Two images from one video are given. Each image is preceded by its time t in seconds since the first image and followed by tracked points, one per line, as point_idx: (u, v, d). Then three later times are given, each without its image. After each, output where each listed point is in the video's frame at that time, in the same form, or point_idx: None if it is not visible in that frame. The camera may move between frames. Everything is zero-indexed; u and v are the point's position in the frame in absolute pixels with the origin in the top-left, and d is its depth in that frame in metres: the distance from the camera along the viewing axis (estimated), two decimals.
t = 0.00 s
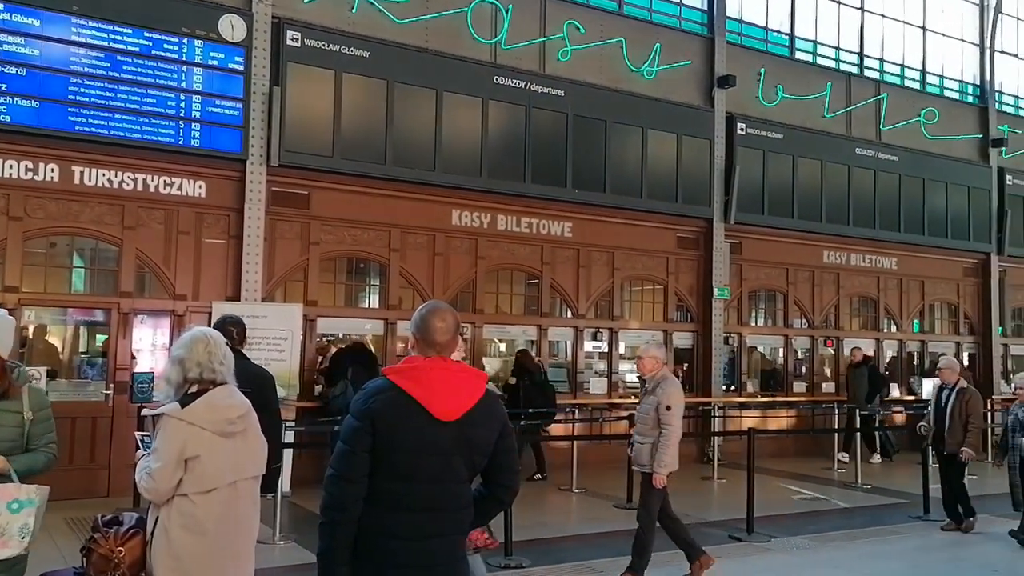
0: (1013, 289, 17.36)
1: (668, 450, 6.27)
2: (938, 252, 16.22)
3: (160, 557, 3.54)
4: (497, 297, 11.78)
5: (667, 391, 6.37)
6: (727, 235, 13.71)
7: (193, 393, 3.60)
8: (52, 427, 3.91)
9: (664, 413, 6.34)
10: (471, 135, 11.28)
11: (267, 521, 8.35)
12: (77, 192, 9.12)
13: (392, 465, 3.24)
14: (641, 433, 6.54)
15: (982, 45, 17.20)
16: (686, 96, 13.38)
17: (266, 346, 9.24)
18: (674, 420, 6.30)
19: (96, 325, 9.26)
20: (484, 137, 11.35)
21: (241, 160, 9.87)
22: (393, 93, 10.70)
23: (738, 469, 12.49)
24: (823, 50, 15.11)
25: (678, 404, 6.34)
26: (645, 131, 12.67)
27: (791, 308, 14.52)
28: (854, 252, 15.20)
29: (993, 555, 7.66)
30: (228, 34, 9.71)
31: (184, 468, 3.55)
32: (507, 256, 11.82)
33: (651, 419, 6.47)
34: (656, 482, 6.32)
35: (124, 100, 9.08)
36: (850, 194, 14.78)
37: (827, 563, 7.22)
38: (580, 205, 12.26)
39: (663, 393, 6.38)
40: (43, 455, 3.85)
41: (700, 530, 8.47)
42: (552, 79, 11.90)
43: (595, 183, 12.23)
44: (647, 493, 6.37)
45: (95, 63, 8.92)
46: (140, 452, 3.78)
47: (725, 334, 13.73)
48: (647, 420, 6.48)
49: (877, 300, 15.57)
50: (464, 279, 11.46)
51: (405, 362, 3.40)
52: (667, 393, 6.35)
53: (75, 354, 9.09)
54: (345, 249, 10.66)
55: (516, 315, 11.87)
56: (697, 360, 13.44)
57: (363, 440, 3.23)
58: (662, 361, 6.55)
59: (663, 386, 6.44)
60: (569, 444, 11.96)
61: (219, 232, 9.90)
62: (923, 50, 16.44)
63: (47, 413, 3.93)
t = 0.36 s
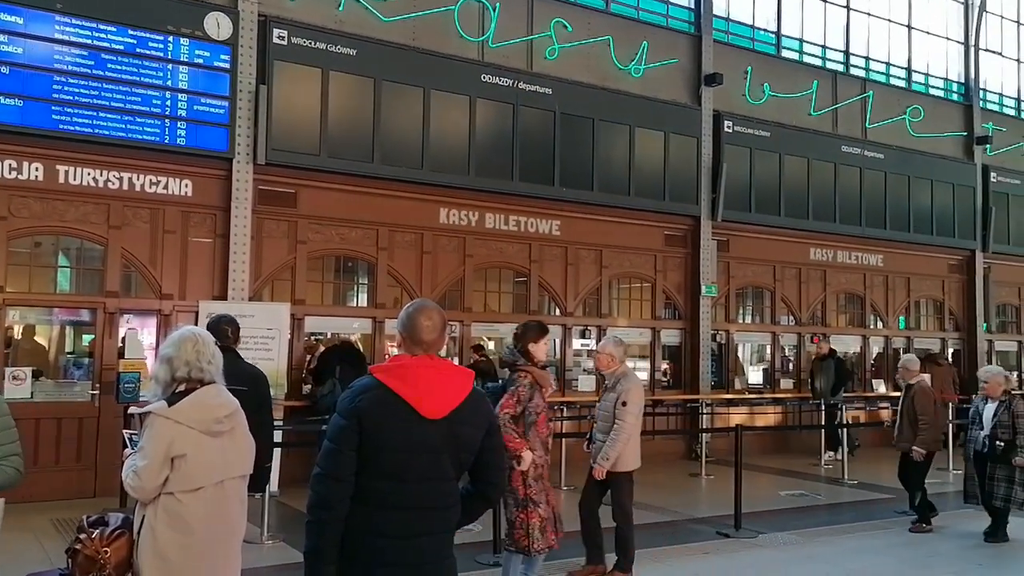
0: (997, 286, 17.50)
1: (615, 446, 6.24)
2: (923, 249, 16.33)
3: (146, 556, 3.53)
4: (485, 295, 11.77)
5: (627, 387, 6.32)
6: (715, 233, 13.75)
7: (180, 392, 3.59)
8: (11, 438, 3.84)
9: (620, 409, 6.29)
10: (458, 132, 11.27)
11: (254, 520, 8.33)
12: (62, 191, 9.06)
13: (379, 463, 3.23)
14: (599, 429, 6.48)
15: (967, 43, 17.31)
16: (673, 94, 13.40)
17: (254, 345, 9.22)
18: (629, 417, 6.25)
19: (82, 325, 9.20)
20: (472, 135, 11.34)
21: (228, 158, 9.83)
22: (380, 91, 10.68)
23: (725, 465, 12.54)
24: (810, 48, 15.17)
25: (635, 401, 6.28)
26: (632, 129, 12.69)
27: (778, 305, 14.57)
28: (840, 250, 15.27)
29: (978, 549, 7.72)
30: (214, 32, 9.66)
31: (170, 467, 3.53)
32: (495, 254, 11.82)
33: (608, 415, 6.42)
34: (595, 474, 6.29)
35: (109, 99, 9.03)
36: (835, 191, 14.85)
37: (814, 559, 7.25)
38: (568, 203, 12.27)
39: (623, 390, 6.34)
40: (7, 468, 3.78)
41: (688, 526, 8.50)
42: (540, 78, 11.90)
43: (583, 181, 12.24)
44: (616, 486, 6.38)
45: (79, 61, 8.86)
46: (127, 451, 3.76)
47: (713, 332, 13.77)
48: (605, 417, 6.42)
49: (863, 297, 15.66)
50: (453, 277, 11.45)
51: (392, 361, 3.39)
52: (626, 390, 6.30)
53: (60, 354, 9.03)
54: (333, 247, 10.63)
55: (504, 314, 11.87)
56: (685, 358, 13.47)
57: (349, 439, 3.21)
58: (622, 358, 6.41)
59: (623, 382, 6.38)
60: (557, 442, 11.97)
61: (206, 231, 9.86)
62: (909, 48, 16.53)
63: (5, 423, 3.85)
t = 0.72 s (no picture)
0: (984, 285, 17.61)
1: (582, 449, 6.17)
2: (910, 248, 16.42)
3: (132, 554, 3.50)
4: (474, 293, 11.76)
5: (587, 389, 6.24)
6: (703, 231, 13.78)
7: (169, 389, 3.57)
8: None
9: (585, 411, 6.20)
10: (448, 130, 11.26)
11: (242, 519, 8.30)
12: (48, 188, 8.99)
13: (373, 461, 3.22)
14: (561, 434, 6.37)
15: (954, 43, 17.41)
16: (662, 93, 13.43)
17: (242, 344, 9.20)
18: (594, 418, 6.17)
19: (69, 323, 9.13)
20: (461, 134, 11.33)
21: (216, 156, 9.79)
22: (369, 90, 10.65)
23: (714, 464, 12.57)
24: (798, 48, 15.22)
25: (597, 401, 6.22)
26: (621, 128, 12.70)
27: (766, 304, 14.61)
28: (829, 249, 15.33)
29: (965, 547, 7.77)
30: (202, 29, 9.61)
31: (158, 465, 3.51)
32: (485, 253, 11.81)
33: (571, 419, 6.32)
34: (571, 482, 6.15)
35: (95, 96, 8.97)
36: (823, 190, 14.92)
37: (804, 557, 7.28)
38: (557, 202, 12.28)
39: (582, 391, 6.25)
40: None
41: (678, 524, 8.52)
42: (529, 76, 11.90)
43: (572, 180, 12.24)
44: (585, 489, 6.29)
45: (65, 58, 8.80)
46: (114, 448, 3.74)
47: (701, 330, 13.80)
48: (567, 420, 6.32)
49: (851, 296, 15.73)
50: (442, 275, 11.43)
51: (387, 359, 3.38)
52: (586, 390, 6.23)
53: (47, 353, 8.96)
54: (322, 246, 10.60)
55: (494, 313, 11.86)
56: (674, 357, 13.50)
57: (343, 436, 3.20)
58: (580, 361, 6.44)
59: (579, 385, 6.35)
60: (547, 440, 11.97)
61: (194, 229, 9.81)
62: (896, 47, 16.61)
63: None
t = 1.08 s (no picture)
0: (956, 284, 17.84)
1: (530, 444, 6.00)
2: (885, 248, 16.60)
3: (102, 554, 3.47)
4: (452, 292, 11.75)
5: (530, 381, 6.11)
6: (681, 230, 13.85)
7: (140, 388, 3.54)
8: None
9: (529, 404, 6.08)
10: (426, 129, 11.23)
11: (219, 519, 8.24)
12: (20, 185, 8.88)
13: (368, 461, 3.16)
14: (503, 427, 6.19)
15: (927, 45, 17.60)
16: (640, 92, 13.48)
17: (217, 343, 9.14)
18: (540, 410, 6.07)
19: (41, 322, 9.02)
20: (439, 132, 11.32)
21: (191, 153, 9.70)
22: (347, 87, 10.61)
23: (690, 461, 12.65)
24: (774, 49, 15.33)
25: (541, 394, 6.12)
26: (599, 128, 12.73)
27: (743, 303, 14.72)
28: (805, 248, 15.46)
29: (942, 544, 7.85)
30: (177, 26, 9.54)
31: (129, 464, 3.49)
32: (463, 251, 11.80)
33: (514, 412, 6.16)
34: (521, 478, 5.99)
35: (68, 92, 8.86)
36: (800, 190, 15.04)
37: (783, 554, 7.32)
38: (535, 200, 12.29)
39: (527, 384, 6.12)
40: None
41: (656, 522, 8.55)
42: (507, 75, 11.90)
43: (551, 178, 12.26)
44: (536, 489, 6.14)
45: (37, 53, 8.68)
46: (85, 447, 3.71)
47: (678, 329, 13.87)
48: (511, 414, 6.16)
49: (826, 295, 15.89)
50: (420, 274, 11.41)
51: (383, 359, 3.32)
52: (531, 383, 6.10)
53: (19, 351, 8.85)
54: (298, 244, 10.56)
55: (472, 311, 11.87)
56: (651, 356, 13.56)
57: (339, 435, 3.14)
58: (524, 353, 6.23)
59: (524, 378, 6.16)
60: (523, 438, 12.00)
61: (169, 226, 9.73)
62: (871, 49, 16.77)
63: None
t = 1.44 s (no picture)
0: (927, 289, 18.08)
1: (489, 448, 5.98)
2: (858, 252, 16.77)
3: (69, 558, 3.43)
4: (429, 293, 11.72)
5: (487, 384, 6.09)
6: (657, 233, 13.91)
7: (108, 388, 3.50)
8: None
9: (485, 408, 6.06)
10: (403, 129, 11.21)
11: (190, 521, 8.15)
12: None
13: (342, 460, 3.14)
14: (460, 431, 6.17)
15: (900, 52, 17.81)
16: (617, 95, 13.53)
17: (190, 343, 9.08)
18: (496, 413, 6.05)
19: (11, 321, 8.90)
20: (416, 133, 11.30)
21: (166, 151, 9.61)
22: (324, 87, 10.57)
23: (665, 463, 12.71)
24: (751, 54, 15.44)
25: (498, 397, 6.10)
26: (576, 130, 12.77)
27: (717, 306, 14.81)
28: (779, 252, 15.59)
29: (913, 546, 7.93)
30: (153, 23, 9.45)
31: (97, 466, 3.45)
32: (440, 252, 11.78)
33: (472, 415, 6.14)
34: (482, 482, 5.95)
35: (39, 87, 8.74)
36: (774, 194, 15.17)
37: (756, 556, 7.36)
38: (513, 202, 12.30)
39: (483, 386, 6.10)
40: None
41: (629, 524, 8.58)
42: (485, 76, 11.90)
43: (527, 180, 12.28)
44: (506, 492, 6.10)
45: (7, 48, 8.56)
46: (51, 449, 3.66)
47: (654, 331, 13.93)
48: (469, 417, 6.13)
49: (800, 298, 16.02)
50: (396, 274, 11.38)
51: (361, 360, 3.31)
52: (487, 386, 6.08)
53: None
54: (274, 244, 10.49)
55: (448, 312, 11.84)
56: (626, 358, 13.60)
57: (314, 434, 3.13)
58: (483, 353, 6.20)
59: (481, 379, 6.15)
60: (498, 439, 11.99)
61: (142, 225, 9.63)
62: (846, 56, 16.95)
63: None
